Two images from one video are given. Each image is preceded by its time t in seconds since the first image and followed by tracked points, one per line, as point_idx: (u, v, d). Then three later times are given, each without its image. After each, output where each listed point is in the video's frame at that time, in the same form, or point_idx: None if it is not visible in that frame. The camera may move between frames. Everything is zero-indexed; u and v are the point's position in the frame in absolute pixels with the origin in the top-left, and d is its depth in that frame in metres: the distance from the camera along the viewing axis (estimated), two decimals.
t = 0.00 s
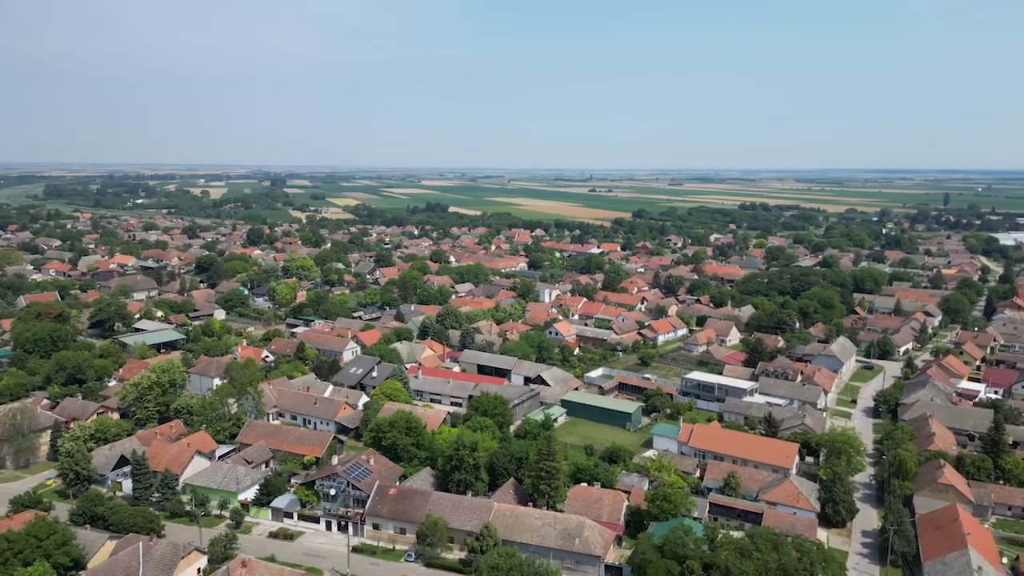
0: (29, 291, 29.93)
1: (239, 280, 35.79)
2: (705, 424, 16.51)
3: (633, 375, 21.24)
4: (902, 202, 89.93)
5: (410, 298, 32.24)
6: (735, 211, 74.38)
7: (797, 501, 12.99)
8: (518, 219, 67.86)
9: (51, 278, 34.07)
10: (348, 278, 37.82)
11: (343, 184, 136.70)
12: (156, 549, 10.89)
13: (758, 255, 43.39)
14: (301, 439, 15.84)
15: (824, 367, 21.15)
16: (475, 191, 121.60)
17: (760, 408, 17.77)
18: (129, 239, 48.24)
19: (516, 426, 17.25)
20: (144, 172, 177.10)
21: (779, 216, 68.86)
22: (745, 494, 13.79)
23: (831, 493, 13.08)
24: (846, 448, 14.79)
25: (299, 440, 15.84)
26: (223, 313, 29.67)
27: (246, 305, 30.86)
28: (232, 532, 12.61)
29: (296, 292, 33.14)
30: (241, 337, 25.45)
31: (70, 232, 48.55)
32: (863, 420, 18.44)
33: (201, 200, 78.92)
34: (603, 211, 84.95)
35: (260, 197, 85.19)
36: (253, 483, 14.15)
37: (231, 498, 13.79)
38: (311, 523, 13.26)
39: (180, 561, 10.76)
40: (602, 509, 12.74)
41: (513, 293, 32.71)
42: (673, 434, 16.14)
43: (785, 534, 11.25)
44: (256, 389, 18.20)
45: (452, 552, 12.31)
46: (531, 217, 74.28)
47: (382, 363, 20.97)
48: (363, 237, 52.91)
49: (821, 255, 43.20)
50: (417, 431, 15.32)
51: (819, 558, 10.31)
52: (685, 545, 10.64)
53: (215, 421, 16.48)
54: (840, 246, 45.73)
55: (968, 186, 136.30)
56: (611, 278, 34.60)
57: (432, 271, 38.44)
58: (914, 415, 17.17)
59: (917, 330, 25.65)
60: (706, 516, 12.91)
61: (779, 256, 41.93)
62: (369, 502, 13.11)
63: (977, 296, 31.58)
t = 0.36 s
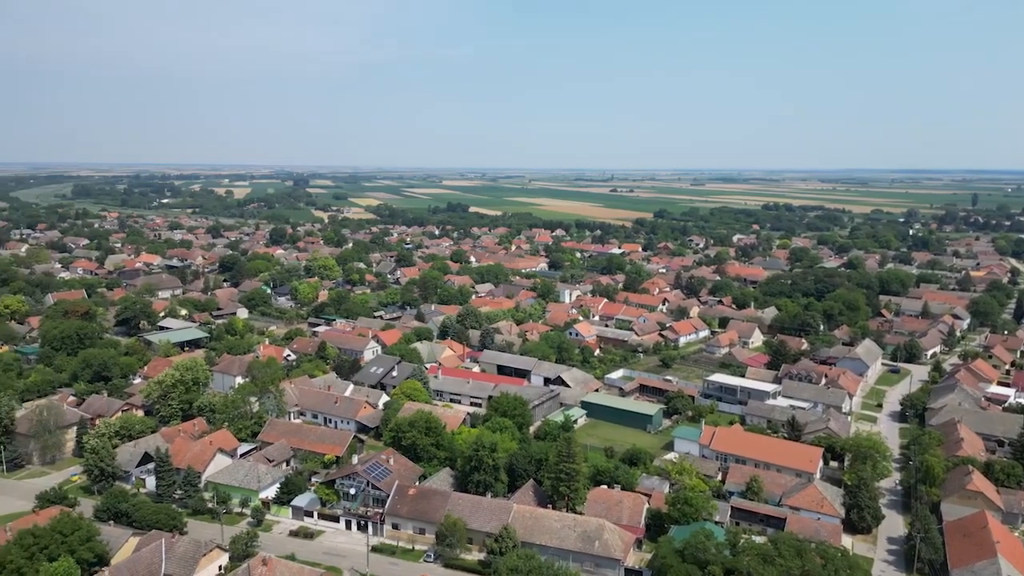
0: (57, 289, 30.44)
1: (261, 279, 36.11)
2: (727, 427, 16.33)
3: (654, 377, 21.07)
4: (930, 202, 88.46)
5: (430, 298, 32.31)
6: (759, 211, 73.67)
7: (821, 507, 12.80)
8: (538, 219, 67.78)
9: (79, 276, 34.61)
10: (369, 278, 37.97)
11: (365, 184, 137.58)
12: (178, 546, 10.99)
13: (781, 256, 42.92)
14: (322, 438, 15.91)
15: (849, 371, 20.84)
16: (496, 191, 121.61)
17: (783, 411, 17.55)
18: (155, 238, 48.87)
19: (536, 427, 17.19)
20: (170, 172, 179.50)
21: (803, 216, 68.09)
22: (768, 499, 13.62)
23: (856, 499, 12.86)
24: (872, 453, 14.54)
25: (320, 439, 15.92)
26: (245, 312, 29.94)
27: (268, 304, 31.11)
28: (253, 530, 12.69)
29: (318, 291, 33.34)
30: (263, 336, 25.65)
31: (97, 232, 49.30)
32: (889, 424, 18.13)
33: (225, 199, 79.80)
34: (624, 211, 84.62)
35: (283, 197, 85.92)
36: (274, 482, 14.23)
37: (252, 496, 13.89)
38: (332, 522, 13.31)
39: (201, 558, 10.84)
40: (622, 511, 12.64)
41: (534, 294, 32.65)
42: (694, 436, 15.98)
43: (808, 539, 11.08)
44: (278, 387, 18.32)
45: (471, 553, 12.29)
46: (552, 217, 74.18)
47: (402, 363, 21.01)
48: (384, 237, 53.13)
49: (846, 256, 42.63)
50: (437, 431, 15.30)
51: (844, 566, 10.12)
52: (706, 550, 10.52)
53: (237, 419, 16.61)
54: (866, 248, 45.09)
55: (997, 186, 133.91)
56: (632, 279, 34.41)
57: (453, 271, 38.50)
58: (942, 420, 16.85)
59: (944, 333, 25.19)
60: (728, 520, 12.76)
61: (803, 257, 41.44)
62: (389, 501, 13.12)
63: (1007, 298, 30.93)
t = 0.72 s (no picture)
0: (87, 287, 31.00)
1: (285, 278, 36.46)
2: (750, 429, 16.16)
3: (676, 378, 20.92)
4: (960, 203, 86.91)
5: (452, 298, 32.40)
6: (784, 211, 72.90)
7: (846, 512, 12.62)
8: (560, 219, 67.67)
9: (107, 275, 35.19)
10: (391, 277, 38.14)
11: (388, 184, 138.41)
12: (203, 542, 11.14)
13: (806, 257, 42.42)
14: (344, 436, 16.00)
15: (876, 374, 20.52)
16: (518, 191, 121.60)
17: (807, 414, 17.34)
18: (181, 237, 49.56)
19: (557, 428, 17.15)
20: (197, 171, 182.25)
21: (829, 216, 67.26)
22: (792, 503, 13.46)
23: (882, 504, 12.65)
24: (899, 458, 14.29)
25: (342, 437, 16.01)
26: (269, 311, 30.23)
27: (292, 302, 31.40)
28: (275, 527, 12.81)
29: (341, 290, 33.57)
30: (287, 335, 25.88)
31: (125, 231, 50.14)
32: (916, 429, 17.83)
33: (250, 199, 80.73)
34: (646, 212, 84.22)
35: (307, 197, 86.71)
36: (297, 479, 14.35)
37: (275, 493, 14.03)
38: (353, 520, 13.39)
39: (225, 554, 10.97)
40: (643, 514, 12.57)
41: (555, 294, 32.58)
42: (717, 439, 15.84)
43: (832, 545, 10.93)
44: (301, 386, 18.47)
45: (492, 553, 12.30)
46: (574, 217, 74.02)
47: (424, 362, 21.07)
48: (407, 237, 53.37)
49: (872, 258, 42.03)
50: (458, 431, 15.31)
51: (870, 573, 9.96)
52: (729, 554, 10.41)
53: (260, 417, 16.77)
54: (893, 249, 44.41)
55: None
56: (654, 280, 34.21)
57: (474, 271, 38.56)
58: (971, 425, 16.53)
59: (974, 336, 24.71)
60: (750, 524, 12.63)
61: (828, 258, 40.91)
62: (409, 500, 13.17)
63: None
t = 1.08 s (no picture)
0: (114, 286, 31.53)
1: (307, 277, 36.76)
2: (772, 432, 16.01)
3: (697, 380, 20.77)
4: (989, 203, 85.38)
5: (472, 298, 32.46)
6: (808, 211, 72.11)
7: (870, 517, 12.46)
8: (581, 219, 67.51)
9: (134, 273, 35.77)
10: (412, 277, 38.29)
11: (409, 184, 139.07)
12: (226, 538, 11.26)
13: (830, 258, 41.91)
14: (364, 434, 16.09)
15: (902, 376, 20.22)
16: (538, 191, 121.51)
17: (831, 417, 17.13)
18: (206, 237, 50.19)
19: (577, 428, 17.10)
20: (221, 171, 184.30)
21: (854, 216, 66.42)
22: (815, 507, 13.31)
23: (908, 509, 12.46)
24: (925, 461, 14.04)
25: (363, 436, 16.09)
26: (292, 309, 30.52)
27: (314, 301, 31.66)
28: (296, 525, 12.91)
29: (362, 289, 33.76)
30: (309, 333, 26.09)
31: (152, 230, 50.91)
32: (942, 432, 17.53)
33: (274, 199, 81.54)
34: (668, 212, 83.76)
35: (330, 197, 87.35)
36: (318, 477, 14.46)
37: (297, 491, 14.14)
38: (373, 519, 13.47)
39: (247, 551, 11.08)
40: (663, 516, 12.49)
41: (576, 294, 32.51)
42: (739, 441, 15.71)
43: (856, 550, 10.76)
44: (322, 384, 18.61)
45: (511, 553, 12.30)
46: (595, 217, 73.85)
47: (444, 362, 21.12)
48: (428, 237, 53.58)
49: (898, 259, 41.41)
50: (477, 431, 15.32)
51: None
52: (751, 557, 10.30)
53: (282, 415, 16.91)
54: (920, 250, 43.72)
55: None
56: (676, 280, 34.00)
57: (495, 271, 38.60)
58: (1000, 429, 16.20)
59: (1003, 338, 24.25)
60: (772, 527, 12.51)
61: (853, 259, 40.37)
62: (429, 499, 13.20)
63: None
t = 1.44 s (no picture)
0: (141, 284, 32.01)
1: (330, 276, 37.03)
2: (797, 435, 15.83)
3: (719, 382, 20.59)
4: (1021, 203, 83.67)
5: (493, 297, 32.49)
6: (833, 211, 71.18)
7: (896, 521, 12.27)
8: (603, 219, 67.26)
9: (161, 272, 36.32)
10: (434, 276, 38.40)
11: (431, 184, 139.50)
12: (250, 534, 11.39)
13: (856, 259, 41.34)
14: (386, 433, 16.17)
15: (929, 379, 19.89)
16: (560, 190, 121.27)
17: (856, 420, 16.90)
18: (230, 236, 50.81)
19: (597, 429, 17.05)
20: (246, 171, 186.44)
21: (881, 217, 65.43)
22: (839, 511, 13.14)
23: (935, 514, 12.25)
24: (953, 466, 13.78)
25: (384, 434, 16.18)
26: (315, 308, 30.79)
27: (337, 300, 31.92)
28: (319, 522, 13.02)
29: (384, 289, 33.94)
30: (332, 332, 26.29)
31: (178, 229, 51.66)
32: (971, 437, 17.21)
33: (298, 199, 82.33)
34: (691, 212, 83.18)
35: (353, 197, 87.91)
36: (340, 475, 14.57)
37: (319, 488, 14.25)
38: (395, 517, 13.54)
39: (270, 547, 11.19)
40: (684, 518, 12.41)
41: (597, 295, 32.40)
42: (762, 443, 15.55)
43: (881, 555, 10.60)
44: (345, 383, 18.74)
45: (531, 553, 12.29)
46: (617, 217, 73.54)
47: (465, 361, 21.16)
48: (450, 236, 53.72)
49: (927, 260, 40.71)
50: (498, 430, 15.33)
51: None
52: (773, 561, 10.19)
53: (305, 413, 17.06)
54: (949, 251, 42.95)
55: None
56: (698, 281, 33.76)
57: (516, 271, 38.60)
58: None
59: None
60: (796, 531, 12.37)
61: (880, 259, 39.78)
62: (450, 499, 13.23)
63: None
